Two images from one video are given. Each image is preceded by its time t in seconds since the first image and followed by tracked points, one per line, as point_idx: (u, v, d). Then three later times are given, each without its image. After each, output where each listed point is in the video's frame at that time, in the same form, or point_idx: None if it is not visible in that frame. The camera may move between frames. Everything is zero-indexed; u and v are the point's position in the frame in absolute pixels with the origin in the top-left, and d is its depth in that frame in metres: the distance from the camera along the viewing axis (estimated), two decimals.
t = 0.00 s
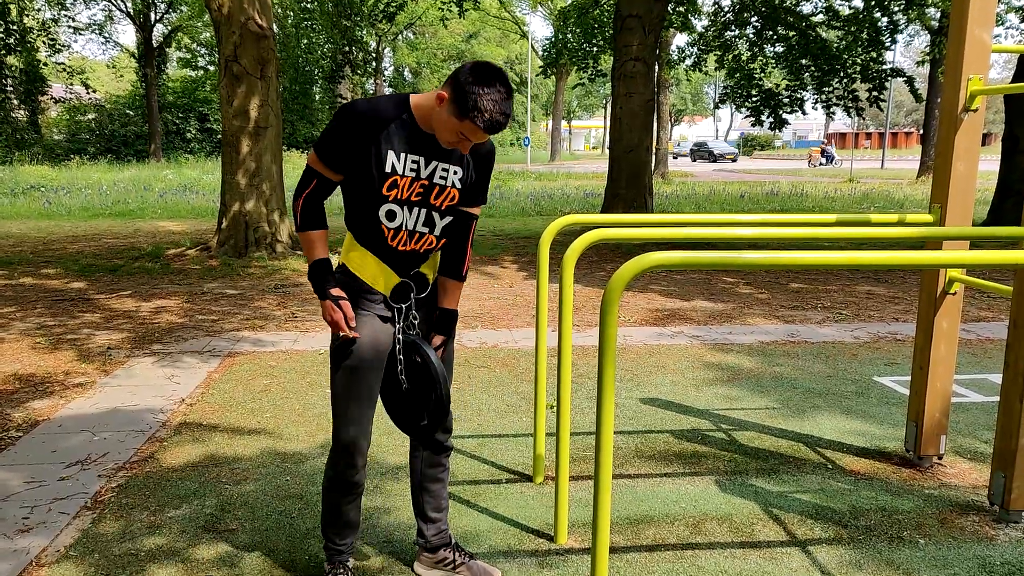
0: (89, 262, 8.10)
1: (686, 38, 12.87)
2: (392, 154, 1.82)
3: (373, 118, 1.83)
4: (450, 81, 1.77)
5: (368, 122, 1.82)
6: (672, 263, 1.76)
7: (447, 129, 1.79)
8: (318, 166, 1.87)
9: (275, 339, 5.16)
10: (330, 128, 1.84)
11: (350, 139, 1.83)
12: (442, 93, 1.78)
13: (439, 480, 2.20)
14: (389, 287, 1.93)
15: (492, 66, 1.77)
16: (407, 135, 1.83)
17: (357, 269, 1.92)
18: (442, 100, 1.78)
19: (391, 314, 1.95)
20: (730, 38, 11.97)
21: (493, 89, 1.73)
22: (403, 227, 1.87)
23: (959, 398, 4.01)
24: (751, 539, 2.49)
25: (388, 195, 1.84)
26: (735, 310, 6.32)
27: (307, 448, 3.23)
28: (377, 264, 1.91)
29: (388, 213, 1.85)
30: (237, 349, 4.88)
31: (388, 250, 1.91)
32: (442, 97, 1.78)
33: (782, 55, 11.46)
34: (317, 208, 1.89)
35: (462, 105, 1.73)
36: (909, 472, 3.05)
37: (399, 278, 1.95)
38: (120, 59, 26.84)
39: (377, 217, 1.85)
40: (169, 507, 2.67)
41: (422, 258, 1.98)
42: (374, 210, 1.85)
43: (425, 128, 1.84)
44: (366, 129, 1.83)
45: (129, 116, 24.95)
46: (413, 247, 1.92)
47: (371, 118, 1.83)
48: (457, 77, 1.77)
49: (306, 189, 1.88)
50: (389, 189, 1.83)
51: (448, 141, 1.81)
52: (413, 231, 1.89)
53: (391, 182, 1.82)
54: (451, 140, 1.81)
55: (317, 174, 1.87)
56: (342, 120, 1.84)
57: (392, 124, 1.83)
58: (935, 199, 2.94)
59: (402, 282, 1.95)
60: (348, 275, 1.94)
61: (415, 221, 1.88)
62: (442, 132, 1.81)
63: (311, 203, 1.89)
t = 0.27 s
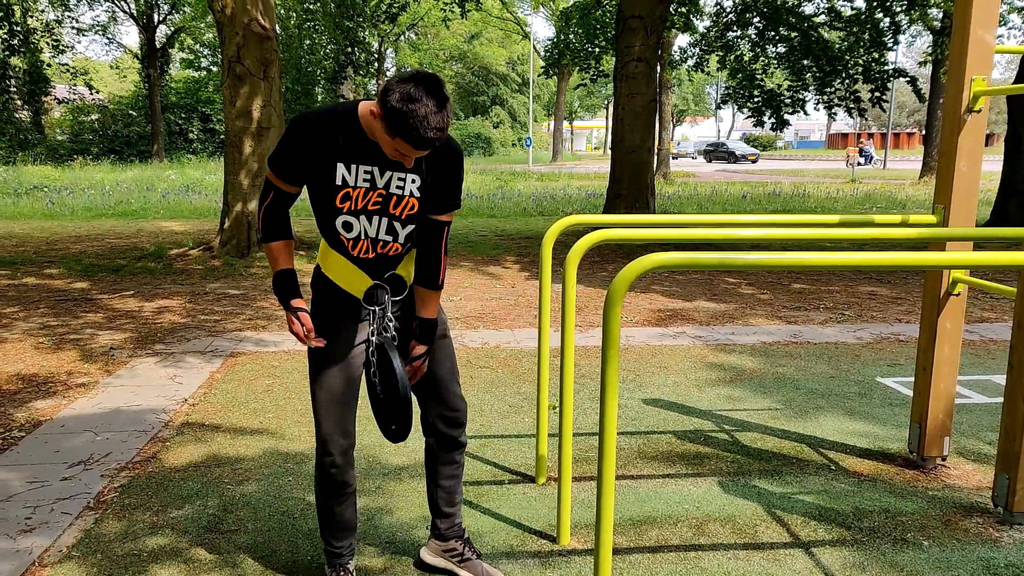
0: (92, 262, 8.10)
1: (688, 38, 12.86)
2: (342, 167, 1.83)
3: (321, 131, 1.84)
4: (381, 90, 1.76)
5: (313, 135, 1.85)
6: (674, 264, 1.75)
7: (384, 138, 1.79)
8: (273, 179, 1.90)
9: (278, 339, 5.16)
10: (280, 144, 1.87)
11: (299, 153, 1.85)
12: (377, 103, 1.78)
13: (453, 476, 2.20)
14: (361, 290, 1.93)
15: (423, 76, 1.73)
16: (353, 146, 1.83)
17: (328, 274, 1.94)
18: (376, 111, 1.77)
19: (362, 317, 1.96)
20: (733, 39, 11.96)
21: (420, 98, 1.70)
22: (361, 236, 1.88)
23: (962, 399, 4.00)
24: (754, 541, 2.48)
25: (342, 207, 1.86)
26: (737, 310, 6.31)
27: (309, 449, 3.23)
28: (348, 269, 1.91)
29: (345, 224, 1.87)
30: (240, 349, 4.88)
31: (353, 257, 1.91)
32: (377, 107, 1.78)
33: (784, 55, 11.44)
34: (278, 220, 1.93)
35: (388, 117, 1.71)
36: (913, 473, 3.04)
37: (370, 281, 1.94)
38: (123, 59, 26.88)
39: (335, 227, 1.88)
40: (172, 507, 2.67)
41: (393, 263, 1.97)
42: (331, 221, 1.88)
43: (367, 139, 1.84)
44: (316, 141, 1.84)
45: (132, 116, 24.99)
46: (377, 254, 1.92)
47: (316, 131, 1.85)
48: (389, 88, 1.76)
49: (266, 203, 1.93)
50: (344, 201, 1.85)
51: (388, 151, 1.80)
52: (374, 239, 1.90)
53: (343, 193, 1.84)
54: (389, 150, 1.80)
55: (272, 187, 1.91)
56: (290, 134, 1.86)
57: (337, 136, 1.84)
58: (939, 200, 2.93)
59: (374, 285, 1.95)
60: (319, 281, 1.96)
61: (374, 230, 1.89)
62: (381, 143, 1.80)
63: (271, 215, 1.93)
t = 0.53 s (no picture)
0: (94, 262, 8.12)
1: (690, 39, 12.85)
2: (312, 170, 1.85)
3: (288, 135, 1.85)
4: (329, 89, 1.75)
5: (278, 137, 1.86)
6: (677, 265, 1.75)
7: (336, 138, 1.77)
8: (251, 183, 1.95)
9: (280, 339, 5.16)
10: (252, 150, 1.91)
11: (267, 157, 1.88)
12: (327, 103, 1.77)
13: (458, 473, 2.18)
14: (344, 291, 1.94)
15: (368, 74, 1.70)
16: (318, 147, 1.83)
17: (313, 275, 1.96)
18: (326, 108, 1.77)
19: (347, 317, 1.96)
20: (735, 39, 11.95)
21: (361, 98, 1.67)
22: (336, 237, 1.89)
23: (966, 400, 3.99)
24: (758, 542, 2.47)
25: (314, 210, 1.87)
26: (740, 311, 6.31)
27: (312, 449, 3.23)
28: (330, 269, 1.93)
29: (319, 227, 1.88)
30: (243, 349, 4.89)
31: (332, 258, 1.92)
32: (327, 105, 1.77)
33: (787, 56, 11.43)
34: (258, 222, 1.99)
35: (334, 120, 1.70)
36: (917, 474, 3.04)
37: (353, 282, 1.94)
38: (126, 61, 26.92)
39: (309, 230, 1.90)
40: (176, 508, 2.67)
41: (378, 263, 1.96)
42: (307, 224, 1.90)
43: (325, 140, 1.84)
44: (285, 146, 1.86)
45: (135, 117, 25.04)
46: (355, 254, 1.92)
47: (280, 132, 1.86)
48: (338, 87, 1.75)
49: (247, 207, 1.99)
50: (316, 204, 1.87)
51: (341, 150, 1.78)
52: (351, 241, 1.90)
53: (310, 197, 1.86)
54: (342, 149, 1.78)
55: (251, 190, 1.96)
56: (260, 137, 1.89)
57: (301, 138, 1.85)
58: (942, 200, 2.93)
59: (357, 286, 1.94)
60: (306, 280, 1.99)
61: (351, 232, 1.89)
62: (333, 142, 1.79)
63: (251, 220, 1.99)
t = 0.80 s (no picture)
0: (99, 262, 8.13)
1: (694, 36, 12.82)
2: (296, 165, 1.84)
3: (269, 134, 1.85)
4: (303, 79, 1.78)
5: (260, 134, 1.86)
6: (682, 263, 1.75)
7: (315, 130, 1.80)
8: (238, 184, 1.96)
9: (284, 338, 5.17)
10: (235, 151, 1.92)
11: (248, 157, 1.87)
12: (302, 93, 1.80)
13: (460, 470, 2.17)
14: (338, 287, 1.93)
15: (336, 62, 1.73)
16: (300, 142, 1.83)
17: (306, 272, 1.96)
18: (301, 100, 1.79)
19: (343, 314, 1.96)
20: (739, 37, 11.91)
21: (332, 85, 1.70)
22: (326, 233, 1.89)
23: (972, 398, 3.97)
24: (763, 541, 2.47)
25: (301, 206, 1.87)
26: (744, 310, 6.29)
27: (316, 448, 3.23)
28: (322, 267, 1.93)
29: (306, 224, 1.88)
30: (247, 348, 4.89)
31: (323, 255, 1.92)
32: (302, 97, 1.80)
33: (791, 53, 11.39)
34: (247, 225, 1.99)
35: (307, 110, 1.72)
36: (923, 473, 3.03)
37: (346, 279, 1.94)
38: (130, 60, 26.98)
39: (297, 227, 1.90)
40: (181, 506, 2.67)
41: (370, 258, 1.95)
42: (296, 222, 1.90)
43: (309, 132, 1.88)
44: (267, 145, 1.85)
45: (138, 117, 25.10)
46: (346, 249, 1.91)
47: (261, 129, 1.86)
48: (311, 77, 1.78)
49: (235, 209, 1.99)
50: (301, 201, 1.87)
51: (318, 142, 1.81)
52: (340, 235, 1.89)
53: (296, 193, 1.85)
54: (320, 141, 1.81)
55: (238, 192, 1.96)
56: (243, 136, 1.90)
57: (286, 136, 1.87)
58: (949, 197, 2.91)
59: (350, 283, 1.94)
60: (299, 278, 1.99)
61: (340, 226, 1.88)
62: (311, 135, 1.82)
63: (238, 220, 1.98)
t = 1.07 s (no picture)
0: (104, 261, 8.15)
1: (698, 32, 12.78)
2: (290, 159, 1.84)
3: (263, 130, 1.86)
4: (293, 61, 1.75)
5: (254, 128, 1.86)
6: (686, 260, 1.74)
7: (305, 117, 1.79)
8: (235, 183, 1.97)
9: (289, 336, 5.18)
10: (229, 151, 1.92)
11: (243, 154, 1.88)
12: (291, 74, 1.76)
13: (467, 466, 2.16)
14: (338, 284, 1.93)
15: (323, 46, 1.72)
16: (295, 135, 1.84)
17: (307, 271, 1.97)
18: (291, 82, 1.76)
19: (345, 311, 1.96)
20: (743, 32, 11.92)
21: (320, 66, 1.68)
22: (324, 226, 1.88)
23: (978, 394, 3.96)
24: (769, 538, 2.46)
25: (298, 200, 1.87)
26: (749, 306, 6.28)
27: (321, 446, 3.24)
28: (323, 264, 1.93)
29: (304, 217, 1.87)
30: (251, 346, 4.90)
31: (322, 250, 1.92)
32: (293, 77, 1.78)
33: (795, 48, 11.37)
34: (242, 225, 2.01)
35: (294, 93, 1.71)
36: (929, 469, 3.02)
37: (346, 275, 1.93)
38: (133, 59, 27.03)
39: (295, 222, 1.90)
40: (187, 504, 2.68)
41: (370, 252, 1.94)
42: (294, 217, 1.89)
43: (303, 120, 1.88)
44: (259, 141, 1.86)
45: (142, 115, 25.16)
46: (345, 242, 1.90)
47: (255, 122, 1.86)
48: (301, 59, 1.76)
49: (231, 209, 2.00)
50: (298, 194, 1.86)
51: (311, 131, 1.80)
52: (338, 227, 1.88)
53: (294, 188, 1.86)
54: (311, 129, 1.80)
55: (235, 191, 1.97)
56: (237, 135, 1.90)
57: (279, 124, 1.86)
58: (955, 192, 2.90)
59: (351, 278, 1.93)
60: (300, 276, 1.99)
61: (338, 218, 1.87)
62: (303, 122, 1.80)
63: (234, 220, 1.99)
